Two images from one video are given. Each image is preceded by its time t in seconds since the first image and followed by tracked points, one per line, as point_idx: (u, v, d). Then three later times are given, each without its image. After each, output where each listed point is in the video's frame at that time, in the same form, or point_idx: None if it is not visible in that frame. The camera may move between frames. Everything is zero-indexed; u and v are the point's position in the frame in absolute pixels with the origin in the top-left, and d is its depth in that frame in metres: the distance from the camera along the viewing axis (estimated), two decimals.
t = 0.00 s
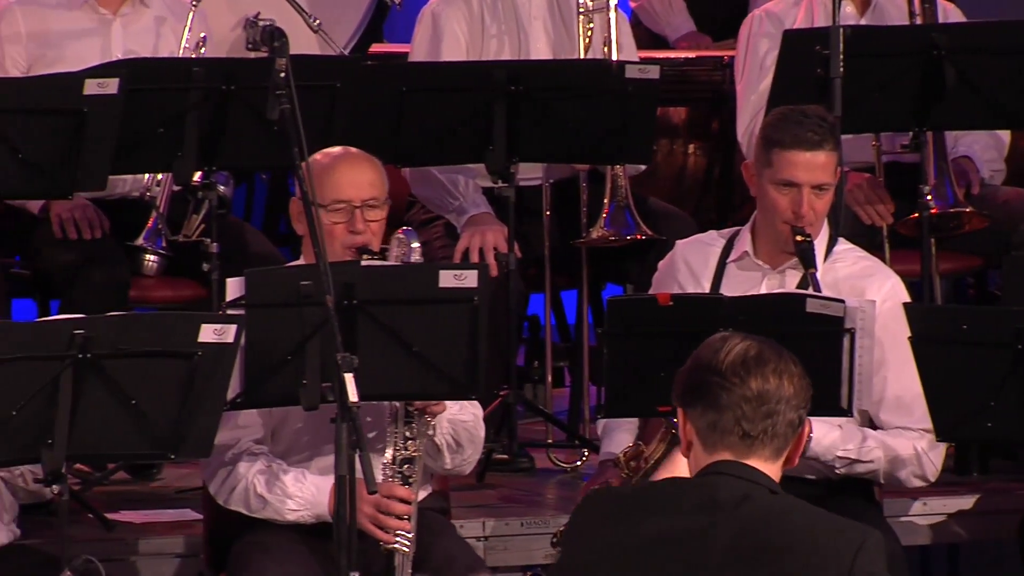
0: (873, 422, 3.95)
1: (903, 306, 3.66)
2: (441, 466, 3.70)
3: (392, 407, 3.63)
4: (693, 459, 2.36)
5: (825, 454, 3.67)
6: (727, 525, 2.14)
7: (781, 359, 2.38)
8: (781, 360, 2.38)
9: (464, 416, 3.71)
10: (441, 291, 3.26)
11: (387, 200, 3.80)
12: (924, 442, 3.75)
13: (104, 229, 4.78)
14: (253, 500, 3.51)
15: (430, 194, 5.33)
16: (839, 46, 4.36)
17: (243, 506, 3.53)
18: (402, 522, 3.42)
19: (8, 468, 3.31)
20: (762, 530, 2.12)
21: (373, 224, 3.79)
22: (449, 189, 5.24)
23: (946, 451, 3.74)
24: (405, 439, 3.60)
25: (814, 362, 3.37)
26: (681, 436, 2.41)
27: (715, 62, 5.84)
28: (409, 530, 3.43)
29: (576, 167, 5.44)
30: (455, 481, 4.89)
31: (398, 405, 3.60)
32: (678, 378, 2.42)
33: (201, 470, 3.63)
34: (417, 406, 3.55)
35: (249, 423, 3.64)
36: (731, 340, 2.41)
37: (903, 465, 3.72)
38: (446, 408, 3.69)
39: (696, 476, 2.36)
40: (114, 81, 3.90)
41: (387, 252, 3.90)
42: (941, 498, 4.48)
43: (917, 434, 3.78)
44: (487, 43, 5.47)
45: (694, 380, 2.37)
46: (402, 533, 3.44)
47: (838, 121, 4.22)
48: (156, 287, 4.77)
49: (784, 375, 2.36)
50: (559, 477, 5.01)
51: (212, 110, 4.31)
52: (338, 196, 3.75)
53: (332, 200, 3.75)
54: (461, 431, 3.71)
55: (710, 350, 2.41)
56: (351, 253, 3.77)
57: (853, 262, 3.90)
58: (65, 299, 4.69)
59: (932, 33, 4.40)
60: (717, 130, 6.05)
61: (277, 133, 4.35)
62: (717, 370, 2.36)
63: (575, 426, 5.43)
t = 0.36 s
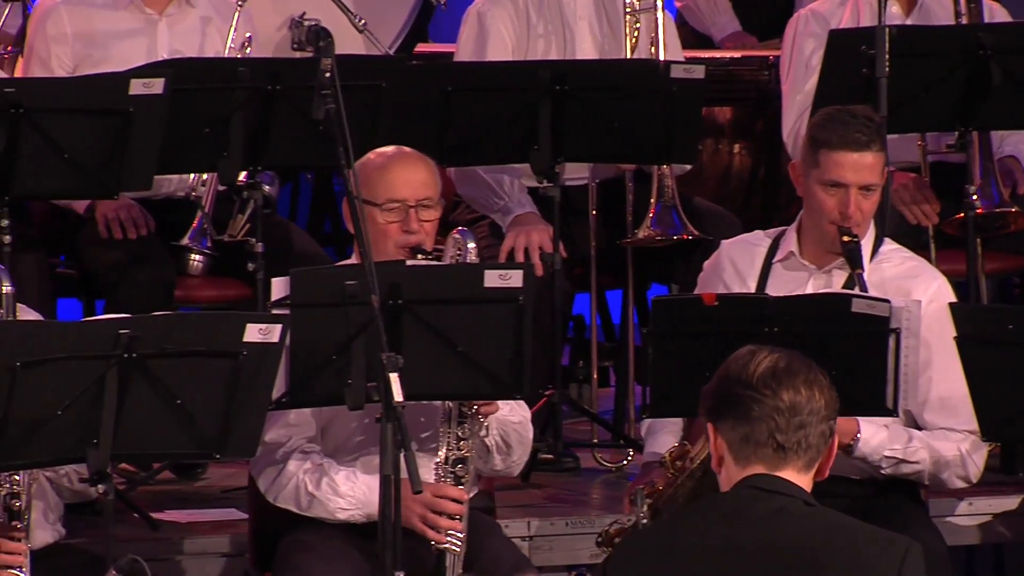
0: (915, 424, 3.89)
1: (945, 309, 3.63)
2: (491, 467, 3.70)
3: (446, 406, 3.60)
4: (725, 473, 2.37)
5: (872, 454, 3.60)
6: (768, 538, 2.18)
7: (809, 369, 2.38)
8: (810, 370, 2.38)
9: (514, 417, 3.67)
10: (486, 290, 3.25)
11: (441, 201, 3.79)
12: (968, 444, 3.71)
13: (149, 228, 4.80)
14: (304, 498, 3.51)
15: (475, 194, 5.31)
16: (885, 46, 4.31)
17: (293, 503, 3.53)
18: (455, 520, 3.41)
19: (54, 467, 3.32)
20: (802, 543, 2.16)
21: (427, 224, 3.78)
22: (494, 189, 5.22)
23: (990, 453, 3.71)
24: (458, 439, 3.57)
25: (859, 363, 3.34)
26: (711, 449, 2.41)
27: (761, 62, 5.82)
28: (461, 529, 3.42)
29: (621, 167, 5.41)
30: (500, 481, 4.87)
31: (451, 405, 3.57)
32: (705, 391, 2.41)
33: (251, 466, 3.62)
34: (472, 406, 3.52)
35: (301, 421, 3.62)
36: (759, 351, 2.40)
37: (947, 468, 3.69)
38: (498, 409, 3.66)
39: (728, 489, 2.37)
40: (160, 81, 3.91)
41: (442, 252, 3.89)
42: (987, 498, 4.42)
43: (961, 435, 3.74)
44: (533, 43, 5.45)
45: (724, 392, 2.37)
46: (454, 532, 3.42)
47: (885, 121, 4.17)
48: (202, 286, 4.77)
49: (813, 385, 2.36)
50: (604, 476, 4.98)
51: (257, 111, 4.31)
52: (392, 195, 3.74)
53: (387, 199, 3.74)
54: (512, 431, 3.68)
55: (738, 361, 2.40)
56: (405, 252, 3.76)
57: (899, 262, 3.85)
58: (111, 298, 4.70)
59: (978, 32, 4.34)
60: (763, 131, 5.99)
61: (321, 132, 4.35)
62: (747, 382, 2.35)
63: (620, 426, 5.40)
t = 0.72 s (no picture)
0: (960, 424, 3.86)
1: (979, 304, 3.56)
2: (523, 468, 3.68)
3: (481, 406, 3.59)
4: (750, 458, 2.31)
5: (910, 451, 3.57)
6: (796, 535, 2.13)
7: (837, 352, 2.30)
8: (837, 352, 2.30)
9: (546, 418, 3.67)
10: (516, 290, 3.23)
11: (477, 200, 3.78)
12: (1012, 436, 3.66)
13: (179, 227, 4.80)
14: (337, 496, 3.50)
15: (505, 194, 5.30)
16: (916, 46, 4.27)
17: (326, 502, 3.52)
18: (488, 521, 3.40)
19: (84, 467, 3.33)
20: (826, 544, 2.11)
21: (462, 224, 3.78)
22: (525, 189, 5.20)
23: None
24: (493, 439, 3.56)
25: (890, 363, 3.31)
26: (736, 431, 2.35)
27: (791, 62, 5.79)
28: (495, 529, 3.41)
29: (651, 167, 5.38)
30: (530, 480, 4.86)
31: (485, 404, 3.57)
32: (730, 372, 2.35)
33: (284, 464, 3.62)
34: (506, 405, 3.52)
35: (334, 420, 3.64)
36: (784, 332, 2.32)
37: (992, 461, 3.64)
38: (532, 409, 3.66)
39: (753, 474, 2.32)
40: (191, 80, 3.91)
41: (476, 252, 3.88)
42: (1020, 498, 4.38)
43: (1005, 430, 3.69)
44: (563, 43, 5.44)
45: (748, 374, 2.30)
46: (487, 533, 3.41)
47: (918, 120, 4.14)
48: (233, 286, 4.80)
49: (841, 369, 2.28)
50: (635, 476, 4.96)
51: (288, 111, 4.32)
52: (428, 195, 3.73)
53: (423, 199, 3.74)
54: (545, 432, 3.68)
55: (763, 342, 2.32)
56: (440, 252, 3.76)
57: (931, 262, 3.83)
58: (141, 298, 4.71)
59: (1010, 31, 4.30)
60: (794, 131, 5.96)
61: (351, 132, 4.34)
62: (772, 365, 2.28)
63: (651, 425, 5.38)
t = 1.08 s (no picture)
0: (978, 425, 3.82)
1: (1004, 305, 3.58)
2: (551, 469, 3.67)
3: (509, 406, 3.57)
4: (776, 460, 2.26)
5: (924, 460, 3.54)
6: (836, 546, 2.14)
7: (866, 354, 2.22)
8: (865, 355, 2.22)
9: (575, 418, 3.65)
10: (542, 291, 3.22)
11: (506, 200, 3.77)
12: None
13: (205, 227, 4.81)
14: (364, 496, 3.50)
15: (532, 194, 5.28)
16: (942, 46, 4.24)
17: (353, 502, 3.52)
18: (517, 522, 3.38)
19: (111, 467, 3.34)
20: (866, 557, 2.13)
21: (491, 224, 3.77)
22: (551, 189, 5.19)
23: None
24: (521, 439, 3.55)
25: (916, 363, 3.29)
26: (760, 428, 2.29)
27: (818, 61, 5.78)
28: (522, 530, 3.39)
29: (677, 167, 5.36)
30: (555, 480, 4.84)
31: (514, 405, 3.54)
32: (755, 371, 2.26)
33: (312, 463, 3.63)
34: (534, 406, 3.50)
35: (363, 420, 3.63)
36: (811, 332, 2.23)
37: (1004, 471, 3.61)
38: (560, 410, 3.64)
39: (779, 475, 2.27)
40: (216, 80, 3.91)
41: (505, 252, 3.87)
42: None
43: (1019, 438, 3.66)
44: (589, 42, 5.42)
45: (774, 377, 2.22)
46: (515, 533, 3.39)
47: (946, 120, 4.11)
48: (258, 286, 4.81)
49: (869, 371, 2.21)
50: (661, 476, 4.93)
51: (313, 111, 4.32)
52: (456, 195, 3.72)
53: (451, 198, 3.73)
54: (574, 432, 3.66)
55: (789, 342, 2.23)
56: (468, 251, 3.75)
57: (959, 263, 3.81)
58: (167, 298, 4.72)
59: None
60: (820, 130, 5.92)
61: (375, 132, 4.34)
62: (800, 371, 2.20)
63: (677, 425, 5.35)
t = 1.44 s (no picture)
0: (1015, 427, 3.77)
1: None
2: (586, 469, 3.66)
3: (546, 406, 3.56)
4: (813, 466, 2.19)
5: (966, 456, 3.50)
6: (885, 557, 2.09)
7: (907, 361, 2.14)
8: (907, 363, 2.14)
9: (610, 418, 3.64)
10: (575, 290, 3.20)
11: (543, 200, 3.76)
12: None
13: (238, 227, 4.83)
14: (398, 496, 3.49)
15: (564, 193, 5.27)
16: (976, 45, 4.20)
17: (388, 502, 3.51)
18: (553, 522, 3.35)
19: (144, 467, 3.35)
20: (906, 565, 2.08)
21: (528, 224, 3.76)
22: (584, 188, 5.17)
23: None
24: (557, 440, 3.53)
25: (951, 364, 3.26)
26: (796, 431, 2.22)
27: (852, 61, 5.77)
28: (557, 530, 3.37)
29: (710, 166, 5.33)
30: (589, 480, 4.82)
31: (551, 405, 3.53)
32: (794, 377, 2.18)
33: (347, 462, 3.63)
34: (570, 406, 3.49)
35: (398, 419, 3.63)
36: (853, 339, 2.14)
37: None
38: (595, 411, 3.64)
39: (816, 481, 2.21)
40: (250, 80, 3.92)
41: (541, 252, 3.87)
42: None
43: None
44: (622, 42, 5.41)
45: (814, 385, 2.14)
46: (551, 533, 3.37)
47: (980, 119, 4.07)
48: (291, 286, 4.81)
49: (911, 380, 2.13)
50: (694, 477, 4.90)
51: (346, 111, 4.32)
52: (493, 195, 3.71)
53: (488, 198, 3.72)
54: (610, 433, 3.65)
55: (829, 350, 2.14)
56: (505, 251, 3.74)
57: (992, 264, 3.77)
58: (200, 297, 4.73)
59: None
60: (853, 130, 5.88)
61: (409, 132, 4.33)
62: (844, 384, 2.11)
63: (710, 425, 5.32)
